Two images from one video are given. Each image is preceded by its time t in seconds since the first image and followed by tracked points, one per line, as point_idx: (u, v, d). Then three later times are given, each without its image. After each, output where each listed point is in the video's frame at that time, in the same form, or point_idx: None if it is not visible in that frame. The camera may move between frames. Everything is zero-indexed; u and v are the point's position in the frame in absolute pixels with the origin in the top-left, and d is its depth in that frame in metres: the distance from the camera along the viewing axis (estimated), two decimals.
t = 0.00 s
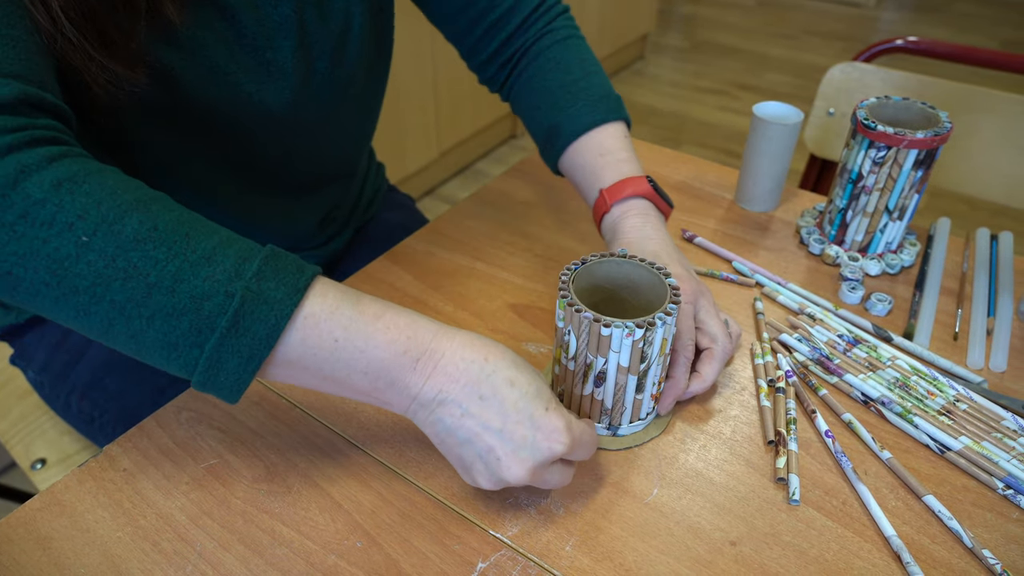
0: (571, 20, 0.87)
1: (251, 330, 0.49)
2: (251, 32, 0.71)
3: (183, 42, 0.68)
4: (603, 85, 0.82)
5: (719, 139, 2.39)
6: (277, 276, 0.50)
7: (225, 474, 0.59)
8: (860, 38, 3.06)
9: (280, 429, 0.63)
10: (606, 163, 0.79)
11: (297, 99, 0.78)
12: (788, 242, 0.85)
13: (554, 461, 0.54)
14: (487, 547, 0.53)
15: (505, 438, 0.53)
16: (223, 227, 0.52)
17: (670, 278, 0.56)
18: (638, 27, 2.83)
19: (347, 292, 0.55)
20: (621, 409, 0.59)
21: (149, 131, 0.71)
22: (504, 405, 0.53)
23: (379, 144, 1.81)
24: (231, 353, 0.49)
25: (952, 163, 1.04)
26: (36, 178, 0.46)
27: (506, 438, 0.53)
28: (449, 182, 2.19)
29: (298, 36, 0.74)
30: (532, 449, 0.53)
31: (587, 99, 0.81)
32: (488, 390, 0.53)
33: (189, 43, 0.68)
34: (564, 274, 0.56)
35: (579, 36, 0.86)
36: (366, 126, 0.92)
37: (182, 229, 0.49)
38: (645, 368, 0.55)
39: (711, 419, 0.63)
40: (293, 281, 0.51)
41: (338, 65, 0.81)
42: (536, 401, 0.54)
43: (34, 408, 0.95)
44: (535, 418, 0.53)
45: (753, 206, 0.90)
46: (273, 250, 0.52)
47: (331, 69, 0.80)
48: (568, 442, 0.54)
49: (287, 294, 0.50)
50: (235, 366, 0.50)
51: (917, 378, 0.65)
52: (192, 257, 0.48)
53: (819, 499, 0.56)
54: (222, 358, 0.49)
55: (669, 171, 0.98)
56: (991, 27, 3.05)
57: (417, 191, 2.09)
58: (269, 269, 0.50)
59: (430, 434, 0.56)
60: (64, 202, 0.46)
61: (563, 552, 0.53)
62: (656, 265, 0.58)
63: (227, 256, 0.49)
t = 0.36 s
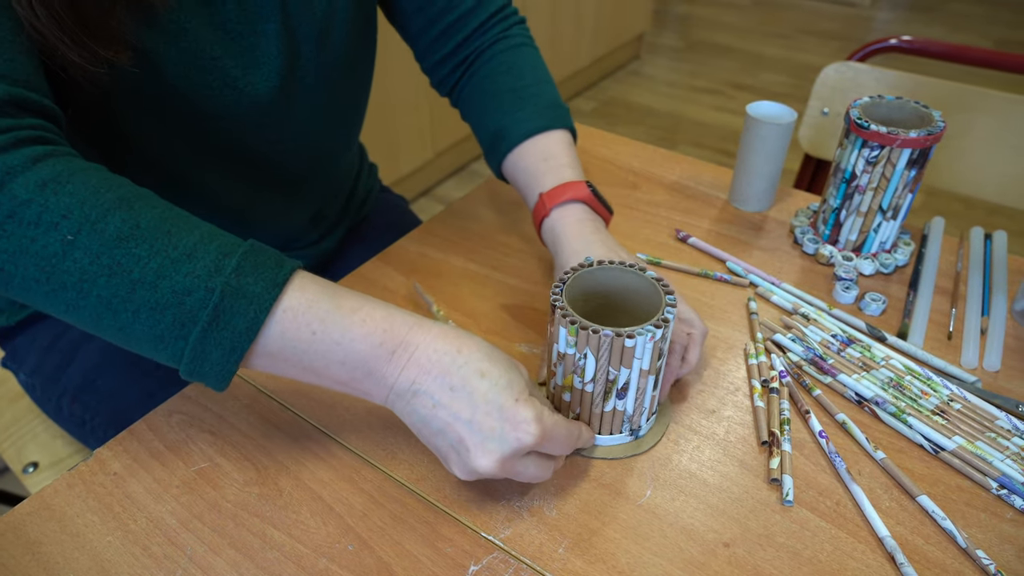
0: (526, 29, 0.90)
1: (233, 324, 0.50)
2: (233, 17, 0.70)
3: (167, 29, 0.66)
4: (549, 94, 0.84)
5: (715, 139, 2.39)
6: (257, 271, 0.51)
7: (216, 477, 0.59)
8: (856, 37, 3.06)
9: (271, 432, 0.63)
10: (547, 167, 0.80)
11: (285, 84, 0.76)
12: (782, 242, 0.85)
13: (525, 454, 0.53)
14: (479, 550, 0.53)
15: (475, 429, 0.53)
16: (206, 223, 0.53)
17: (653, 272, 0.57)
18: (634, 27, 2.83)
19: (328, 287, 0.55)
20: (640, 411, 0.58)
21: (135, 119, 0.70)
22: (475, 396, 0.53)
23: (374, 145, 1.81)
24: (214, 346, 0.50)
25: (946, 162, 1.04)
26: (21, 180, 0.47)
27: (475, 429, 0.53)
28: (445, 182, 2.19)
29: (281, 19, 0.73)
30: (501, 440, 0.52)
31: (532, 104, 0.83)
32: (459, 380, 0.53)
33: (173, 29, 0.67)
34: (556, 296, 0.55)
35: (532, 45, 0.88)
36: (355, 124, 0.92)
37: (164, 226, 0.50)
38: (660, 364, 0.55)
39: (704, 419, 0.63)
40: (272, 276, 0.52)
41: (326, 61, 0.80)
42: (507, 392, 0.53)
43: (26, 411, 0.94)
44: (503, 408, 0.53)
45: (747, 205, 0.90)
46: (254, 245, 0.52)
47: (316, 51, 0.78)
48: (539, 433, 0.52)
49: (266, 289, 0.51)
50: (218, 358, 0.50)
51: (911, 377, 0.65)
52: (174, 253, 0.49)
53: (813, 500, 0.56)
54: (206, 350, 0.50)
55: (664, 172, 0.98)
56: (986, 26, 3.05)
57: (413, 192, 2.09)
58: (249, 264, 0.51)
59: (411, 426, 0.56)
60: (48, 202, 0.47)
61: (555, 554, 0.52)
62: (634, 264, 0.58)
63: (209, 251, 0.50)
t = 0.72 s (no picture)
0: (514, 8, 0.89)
1: (234, 315, 0.49)
2: None
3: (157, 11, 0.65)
4: (534, 69, 0.84)
5: (713, 134, 2.38)
6: (258, 261, 0.50)
7: (209, 474, 0.58)
8: (854, 32, 3.05)
9: (265, 428, 0.62)
10: (527, 139, 0.79)
11: (275, 66, 0.75)
12: (782, 234, 0.84)
13: (531, 439, 0.52)
14: (476, 546, 0.52)
15: (480, 417, 0.51)
16: (207, 213, 0.52)
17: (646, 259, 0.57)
18: (631, 22, 2.82)
19: (327, 276, 0.54)
20: (647, 396, 0.58)
21: (127, 104, 0.69)
22: (479, 383, 0.52)
23: (371, 141, 1.80)
24: (215, 337, 0.49)
25: (947, 153, 1.03)
26: (20, 173, 0.46)
27: (481, 417, 0.51)
28: (443, 179, 2.18)
29: None
30: (507, 427, 0.51)
31: (515, 79, 0.82)
32: (463, 367, 0.52)
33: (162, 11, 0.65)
34: (556, 290, 0.53)
35: (520, 23, 0.88)
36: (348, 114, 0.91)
37: (164, 217, 0.49)
38: (665, 348, 0.55)
39: (705, 413, 0.62)
40: (272, 265, 0.51)
41: (317, 47, 0.79)
42: (511, 378, 0.52)
43: (20, 409, 0.93)
44: (509, 394, 0.51)
45: (746, 198, 0.89)
46: (255, 235, 0.52)
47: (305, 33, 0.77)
48: (545, 419, 0.51)
49: (267, 279, 0.50)
50: (220, 349, 0.49)
51: (913, 370, 0.64)
52: (173, 245, 0.48)
53: (815, 494, 0.55)
54: (208, 342, 0.49)
55: (661, 164, 0.97)
56: (986, 19, 3.04)
57: (410, 189, 2.08)
58: (249, 254, 0.50)
59: (414, 416, 0.55)
60: (48, 194, 0.47)
61: (553, 551, 0.51)
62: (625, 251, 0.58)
63: (209, 242, 0.49)
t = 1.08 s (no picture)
0: None
1: (202, 301, 0.49)
2: None
3: None
4: (525, 51, 0.82)
5: (711, 129, 2.36)
6: (223, 246, 0.50)
7: (196, 475, 0.56)
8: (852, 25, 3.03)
9: (254, 428, 0.60)
10: (524, 121, 0.78)
11: (256, 52, 0.74)
12: (781, 227, 0.82)
13: (511, 413, 0.51)
14: (469, 548, 0.51)
15: (457, 391, 0.51)
16: (173, 201, 0.52)
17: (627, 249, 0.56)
18: (628, 16, 2.80)
19: (298, 259, 0.54)
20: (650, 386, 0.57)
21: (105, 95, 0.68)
22: (456, 357, 0.51)
23: (366, 137, 1.78)
24: (187, 324, 0.49)
25: (948, 144, 1.01)
26: None
27: (458, 391, 0.51)
28: (439, 176, 2.16)
29: None
30: (485, 398, 0.50)
31: (508, 60, 0.80)
32: (439, 343, 0.52)
33: None
34: (554, 297, 0.51)
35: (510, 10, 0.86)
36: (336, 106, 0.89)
37: (129, 207, 0.50)
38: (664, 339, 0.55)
39: (703, 409, 0.60)
40: (239, 250, 0.51)
41: (300, 36, 0.78)
42: (488, 350, 0.52)
43: (9, 411, 0.92)
44: (487, 365, 0.51)
45: (745, 189, 0.88)
46: (220, 221, 0.51)
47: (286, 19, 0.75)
48: (524, 391, 0.51)
49: (235, 265, 0.50)
50: (193, 336, 0.50)
51: (916, 363, 0.63)
52: (137, 235, 0.49)
53: (817, 491, 0.54)
54: (181, 329, 0.49)
55: (659, 157, 0.95)
56: (985, 11, 3.02)
57: (407, 186, 2.06)
58: (213, 240, 0.50)
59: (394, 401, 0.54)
60: (9, 190, 0.48)
61: (549, 552, 0.50)
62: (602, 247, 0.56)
63: (174, 230, 0.49)
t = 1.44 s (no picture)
0: None
1: (212, 312, 0.45)
2: None
3: None
4: (560, 22, 0.80)
5: (708, 123, 2.34)
6: (241, 253, 0.47)
7: (175, 476, 0.54)
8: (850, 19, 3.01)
9: (236, 427, 0.58)
10: (560, 106, 0.77)
11: (243, 41, 0.72)
12: (781, 216, 0.80)
13: (570, 414, 0.49)
14: (459, 550, 0.48)
15: (511, 403, 0.47)
16: (188, 200, 0.49)
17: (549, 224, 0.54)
18: (624, 11, 2.77)
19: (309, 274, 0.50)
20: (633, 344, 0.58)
21: (88, 85, 0.65)
22: (499, 367, 0.48)
23: (359, 133, 1.75)
24: (192, 336, 0.45)
25: (951, 132, 0.99)
26: None
27: (512, 403, 0.47)
28: (434, 172, 2.13)
29: None
30: (543, 404, 0.48)
31: (543, 34, 0.78)
32: (479, 356, 0.48)
33: None
34: (580, 291, 0.48)
35: None
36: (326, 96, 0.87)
37: (141, 204, 0.46)
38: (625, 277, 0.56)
39: (703, 403, 0.58)
40: (256, 257, 0.47)
41: (290, 24, 0.76)
42: (532, 355, 0.49)
43: None
44: (538, 369, 0.48)
45: (744, 178, 0.85)
46: (239, 226, 0.48)
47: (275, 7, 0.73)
48: (579, 389, 0.48)
49: (249, 273, 0.46)
50: (199, 349, 0.46)
51: (923, 354, 0.60)
52: (148, 235, 0.45)
53: (822, 487, 0.51)
54: (187, 341, 0.46)
55: (656, 146, 0.93)
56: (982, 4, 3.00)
57: (402, 183, 2.03)
58: (230, 246, 0.46)
59: (429, 427, 0.50)
60: (15, 180, 0.44)
61: (542, 553, 0.48)
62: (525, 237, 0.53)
63: (187, 232, 0.46)
